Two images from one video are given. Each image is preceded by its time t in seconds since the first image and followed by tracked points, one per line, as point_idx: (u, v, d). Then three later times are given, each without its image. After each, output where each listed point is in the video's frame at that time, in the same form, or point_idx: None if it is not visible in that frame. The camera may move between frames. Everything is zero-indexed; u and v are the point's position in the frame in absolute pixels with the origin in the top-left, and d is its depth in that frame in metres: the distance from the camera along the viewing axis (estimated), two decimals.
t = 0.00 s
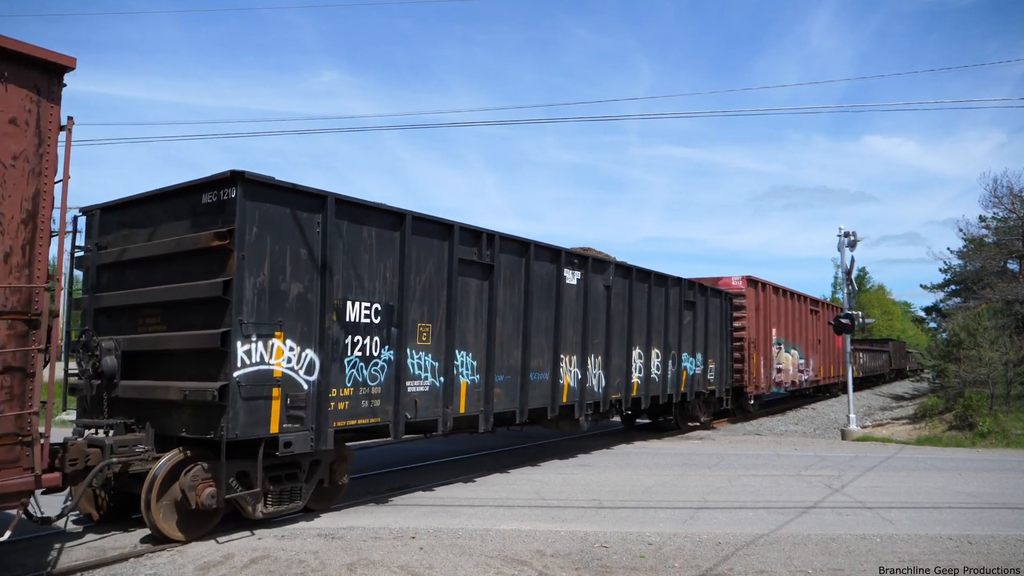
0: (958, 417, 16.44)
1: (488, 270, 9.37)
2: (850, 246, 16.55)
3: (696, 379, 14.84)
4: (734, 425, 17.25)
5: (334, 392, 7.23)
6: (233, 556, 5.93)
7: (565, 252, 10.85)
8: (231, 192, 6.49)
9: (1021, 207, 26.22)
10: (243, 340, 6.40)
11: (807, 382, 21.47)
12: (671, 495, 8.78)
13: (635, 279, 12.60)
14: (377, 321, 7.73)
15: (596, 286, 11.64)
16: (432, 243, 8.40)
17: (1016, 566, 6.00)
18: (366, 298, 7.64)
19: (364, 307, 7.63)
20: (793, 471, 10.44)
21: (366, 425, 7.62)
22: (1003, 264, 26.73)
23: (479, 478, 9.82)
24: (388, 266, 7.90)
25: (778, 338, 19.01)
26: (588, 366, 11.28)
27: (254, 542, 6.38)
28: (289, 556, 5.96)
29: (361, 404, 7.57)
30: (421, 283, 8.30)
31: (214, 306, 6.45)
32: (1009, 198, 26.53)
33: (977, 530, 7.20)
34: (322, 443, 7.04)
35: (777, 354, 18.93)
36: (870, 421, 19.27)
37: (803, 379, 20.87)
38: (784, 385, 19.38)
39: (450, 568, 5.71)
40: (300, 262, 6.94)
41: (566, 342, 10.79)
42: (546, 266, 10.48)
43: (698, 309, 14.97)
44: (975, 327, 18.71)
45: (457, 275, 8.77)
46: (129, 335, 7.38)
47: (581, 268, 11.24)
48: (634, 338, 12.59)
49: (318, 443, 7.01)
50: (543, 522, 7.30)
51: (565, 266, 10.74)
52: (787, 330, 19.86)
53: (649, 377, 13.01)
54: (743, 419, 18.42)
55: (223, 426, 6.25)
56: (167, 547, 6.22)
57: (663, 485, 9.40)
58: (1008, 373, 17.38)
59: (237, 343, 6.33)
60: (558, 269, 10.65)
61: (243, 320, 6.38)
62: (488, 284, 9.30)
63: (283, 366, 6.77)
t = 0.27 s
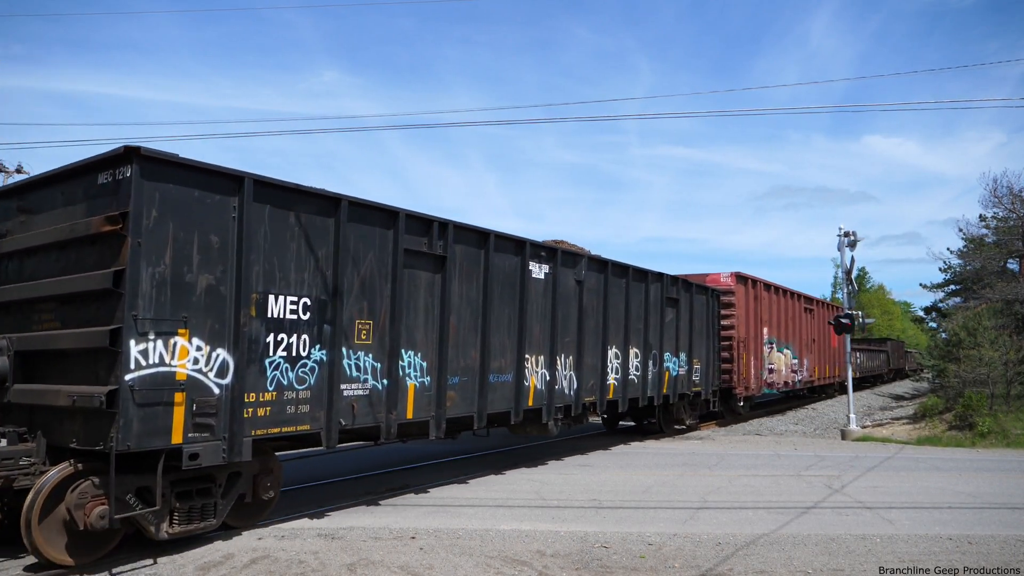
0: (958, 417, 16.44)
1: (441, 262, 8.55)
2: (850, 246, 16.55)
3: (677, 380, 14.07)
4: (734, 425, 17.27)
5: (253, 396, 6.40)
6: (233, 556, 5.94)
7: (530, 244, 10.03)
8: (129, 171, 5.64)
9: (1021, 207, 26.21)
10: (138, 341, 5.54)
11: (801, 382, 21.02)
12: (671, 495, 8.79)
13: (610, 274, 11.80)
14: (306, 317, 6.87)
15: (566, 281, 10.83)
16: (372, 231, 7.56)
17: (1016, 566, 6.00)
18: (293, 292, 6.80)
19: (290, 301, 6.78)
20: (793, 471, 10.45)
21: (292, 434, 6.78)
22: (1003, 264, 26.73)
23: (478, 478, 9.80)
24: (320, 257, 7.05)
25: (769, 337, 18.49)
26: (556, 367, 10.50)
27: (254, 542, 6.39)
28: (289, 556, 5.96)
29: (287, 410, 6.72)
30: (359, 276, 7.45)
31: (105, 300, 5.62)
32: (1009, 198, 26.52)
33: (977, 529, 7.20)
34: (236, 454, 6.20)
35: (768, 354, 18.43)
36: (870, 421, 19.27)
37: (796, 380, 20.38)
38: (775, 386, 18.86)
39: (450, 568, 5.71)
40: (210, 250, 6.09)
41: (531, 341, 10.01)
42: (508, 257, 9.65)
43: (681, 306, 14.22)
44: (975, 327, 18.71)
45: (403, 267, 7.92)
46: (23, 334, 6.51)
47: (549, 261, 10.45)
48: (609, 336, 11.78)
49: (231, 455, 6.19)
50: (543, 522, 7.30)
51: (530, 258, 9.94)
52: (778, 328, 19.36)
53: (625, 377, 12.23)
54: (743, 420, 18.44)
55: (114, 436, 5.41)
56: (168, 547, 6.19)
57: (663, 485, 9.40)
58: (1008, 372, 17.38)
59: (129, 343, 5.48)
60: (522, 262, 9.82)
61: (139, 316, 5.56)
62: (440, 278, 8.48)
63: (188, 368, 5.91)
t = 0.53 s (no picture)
0: (958, 417, 16.44)
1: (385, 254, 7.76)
2: (850, 246, 16.55)
3: (659, 382, 13.42)
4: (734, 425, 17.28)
5: (147, 402, 5.58)
6: (233, 556, 5.94)
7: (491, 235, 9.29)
8: None
9: (1021, 207, 26.20)
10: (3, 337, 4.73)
11: (794, 383, 20.63)
12: (671, 495, 8.79)
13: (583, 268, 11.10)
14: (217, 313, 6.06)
15: (533, 276, 10.12)
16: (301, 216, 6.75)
17: (1016, 566, 6.00)
18: (201, 284, 5.99)
19: (198, 295, 5.97)
20: (793, 471, 10.45)
21: (200, 444, 5.97)
22: (1003, 264, 26.73)
23: (479, 478, 9.79)
24: (236, 246, 6.23)
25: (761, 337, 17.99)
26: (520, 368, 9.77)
27: (254, 542, 6.39)
28: (289, 556, 5.96)
29: (194, 417, 5.92)
30: (283, 267, 6.63)
31: None
32: (1009, 198, 26.52)
33: (977, 529, 7.20)
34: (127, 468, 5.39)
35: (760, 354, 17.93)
36: (870, 421, 19.28)
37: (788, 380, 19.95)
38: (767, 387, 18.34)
39: (451, 568, 5.71)
40: (96, 236, 5.26)
41: (490, 340, 9.27)
42: (465, 249, 8.91)
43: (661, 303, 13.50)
44: (975, 327, 18.72)
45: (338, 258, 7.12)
46: None
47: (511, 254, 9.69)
48: (582, 336, 11.11)
49: (120, 470, 5.35)
50: (543, 522, 7.30)
51: (489, 251, 9.19)
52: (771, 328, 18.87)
53: (599, 379, 11.56)
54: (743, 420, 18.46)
55: None
56: (169, 547, 6.16)
57: (663, 485, 9.41)
58: (1008, 373, 17.38)
59: None
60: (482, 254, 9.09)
61: (2, 312, 4.73)
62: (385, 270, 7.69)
63: (66, 370, 5.07)
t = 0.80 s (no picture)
0: (958, 417, 16.44)
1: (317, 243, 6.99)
2: (850, 246, 16.55)
3: (636, 383, 12.77)
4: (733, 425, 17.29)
5: (10, 412, 4.76)
6: (233, 556, 5.94)
7: (443, 224, 8.59)
8: None
9: (1021, 207, 26.18)
10: None
11: (788, 384, 20.09)
12: (672, 495, 8.79)
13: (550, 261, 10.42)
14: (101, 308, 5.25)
15: (493, 270, 9.41)
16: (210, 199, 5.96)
17: (1016, 566, 6.00)
18: (84, 274, 5.19)
19: (78, 287, 5.17)
20: (793, 471, 10.45)
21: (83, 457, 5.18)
22: (1003, 264, 26.73)
23: (478, 478, 9.81)
24: (127, 232, 5.43)
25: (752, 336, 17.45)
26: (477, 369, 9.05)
27: (254, 542, 6.39)
28: (289, 556, 5.96)
29: (74, 427, 5.11)
30: (186, 256, 5.82)
31: None
32: (1009, 198, 26.53)
33: (977, 529, 7.20)
34: None
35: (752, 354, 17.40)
36: (870, 421, 19.27)
37: (782, 381, 19.42)
38: (759, 389, 17.77)
39: (450, 568, 5.71)
40: None
41: (441, 339, 8.53)
42: (413, 238, 8.17)
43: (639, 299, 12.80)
44: (975, 327, 18.72)
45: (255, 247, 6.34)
46: None
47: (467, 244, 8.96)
48: (549, 334, 10.43)
49: None
50: (543, 522, 7.30)
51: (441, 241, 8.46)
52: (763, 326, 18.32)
53: (568, 380, 10.87)
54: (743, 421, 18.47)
55: None
56: (169, 547, 6.17)
57: (663, 485, 9.41)
58: (1008, 372, 17.38)
59: None
60: (433, 244, 8.38)
61: None
62: (314, 261, 6.92)
63: None
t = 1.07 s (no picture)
0: (958, 417, 16.43)
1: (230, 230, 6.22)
2: (850, 246, 16.54)
3: (612, 385, 12.09)
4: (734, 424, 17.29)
5: None
6: (233, 556, 5.93)
7: (386, 211, 7.85)
8: None
9: (1021, 207, 26.16)
10: None
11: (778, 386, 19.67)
12: (672, 495, 8.78)
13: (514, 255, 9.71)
14: None
15: (446, 262, 8.68)
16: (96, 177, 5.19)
17: (1016, 566, 5.99)
18: None
19: None
20: (793, 471, 10.44)
21: None
22: (1003, 264, 26.73)
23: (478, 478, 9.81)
24: None
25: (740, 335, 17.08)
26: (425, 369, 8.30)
27: (254, 542, 6.38)
28: (289, 556, 5.95)
29: None
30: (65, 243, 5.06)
31: None
32: (1009, 198, 26.53)
33: (977, 529, 7.19)
34: None
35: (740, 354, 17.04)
36: (870, 421, 19.25)
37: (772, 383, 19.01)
38: (745, 391, 17.35)
39: (450, 568, 5.70)
40: None
41: (381, 338, 7.75)
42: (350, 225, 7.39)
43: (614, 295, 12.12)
44: (975, 327, 18.71)
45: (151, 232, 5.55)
46: None
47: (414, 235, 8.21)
48: (511, 332, 9.72)
49: None
50: (543, 522, 7.29)
51: (383, 229, 7.70)
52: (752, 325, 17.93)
53: (534, 382, 10.15)
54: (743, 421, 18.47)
55: None
56: (168, 547, 6.15)
57: (663, 485, 9.40)
58: (1008, 372, 17.37)
59: None
60: (374, 233, 7.65)
61: None
62: (227, 249, 6.14)
63: None
